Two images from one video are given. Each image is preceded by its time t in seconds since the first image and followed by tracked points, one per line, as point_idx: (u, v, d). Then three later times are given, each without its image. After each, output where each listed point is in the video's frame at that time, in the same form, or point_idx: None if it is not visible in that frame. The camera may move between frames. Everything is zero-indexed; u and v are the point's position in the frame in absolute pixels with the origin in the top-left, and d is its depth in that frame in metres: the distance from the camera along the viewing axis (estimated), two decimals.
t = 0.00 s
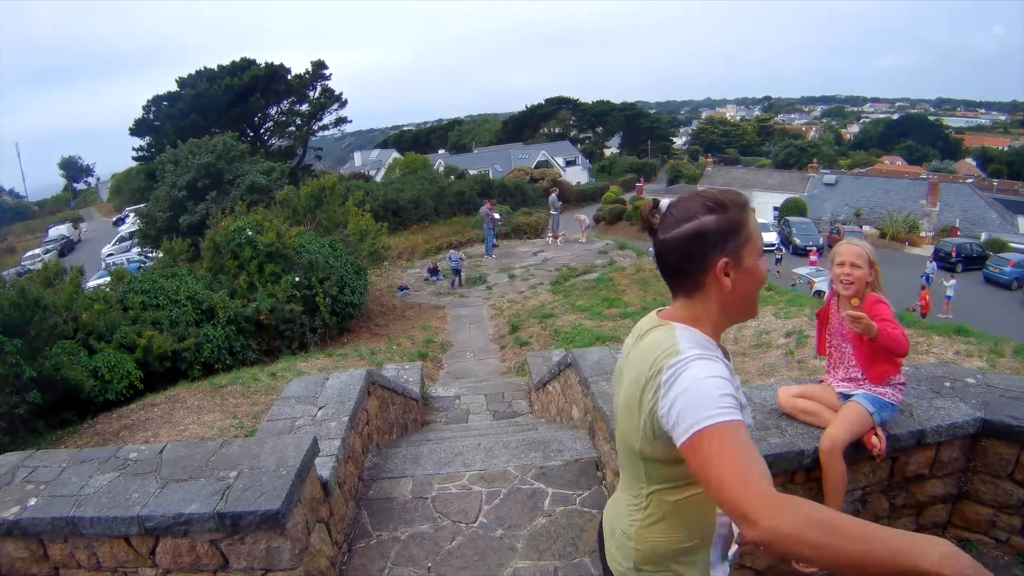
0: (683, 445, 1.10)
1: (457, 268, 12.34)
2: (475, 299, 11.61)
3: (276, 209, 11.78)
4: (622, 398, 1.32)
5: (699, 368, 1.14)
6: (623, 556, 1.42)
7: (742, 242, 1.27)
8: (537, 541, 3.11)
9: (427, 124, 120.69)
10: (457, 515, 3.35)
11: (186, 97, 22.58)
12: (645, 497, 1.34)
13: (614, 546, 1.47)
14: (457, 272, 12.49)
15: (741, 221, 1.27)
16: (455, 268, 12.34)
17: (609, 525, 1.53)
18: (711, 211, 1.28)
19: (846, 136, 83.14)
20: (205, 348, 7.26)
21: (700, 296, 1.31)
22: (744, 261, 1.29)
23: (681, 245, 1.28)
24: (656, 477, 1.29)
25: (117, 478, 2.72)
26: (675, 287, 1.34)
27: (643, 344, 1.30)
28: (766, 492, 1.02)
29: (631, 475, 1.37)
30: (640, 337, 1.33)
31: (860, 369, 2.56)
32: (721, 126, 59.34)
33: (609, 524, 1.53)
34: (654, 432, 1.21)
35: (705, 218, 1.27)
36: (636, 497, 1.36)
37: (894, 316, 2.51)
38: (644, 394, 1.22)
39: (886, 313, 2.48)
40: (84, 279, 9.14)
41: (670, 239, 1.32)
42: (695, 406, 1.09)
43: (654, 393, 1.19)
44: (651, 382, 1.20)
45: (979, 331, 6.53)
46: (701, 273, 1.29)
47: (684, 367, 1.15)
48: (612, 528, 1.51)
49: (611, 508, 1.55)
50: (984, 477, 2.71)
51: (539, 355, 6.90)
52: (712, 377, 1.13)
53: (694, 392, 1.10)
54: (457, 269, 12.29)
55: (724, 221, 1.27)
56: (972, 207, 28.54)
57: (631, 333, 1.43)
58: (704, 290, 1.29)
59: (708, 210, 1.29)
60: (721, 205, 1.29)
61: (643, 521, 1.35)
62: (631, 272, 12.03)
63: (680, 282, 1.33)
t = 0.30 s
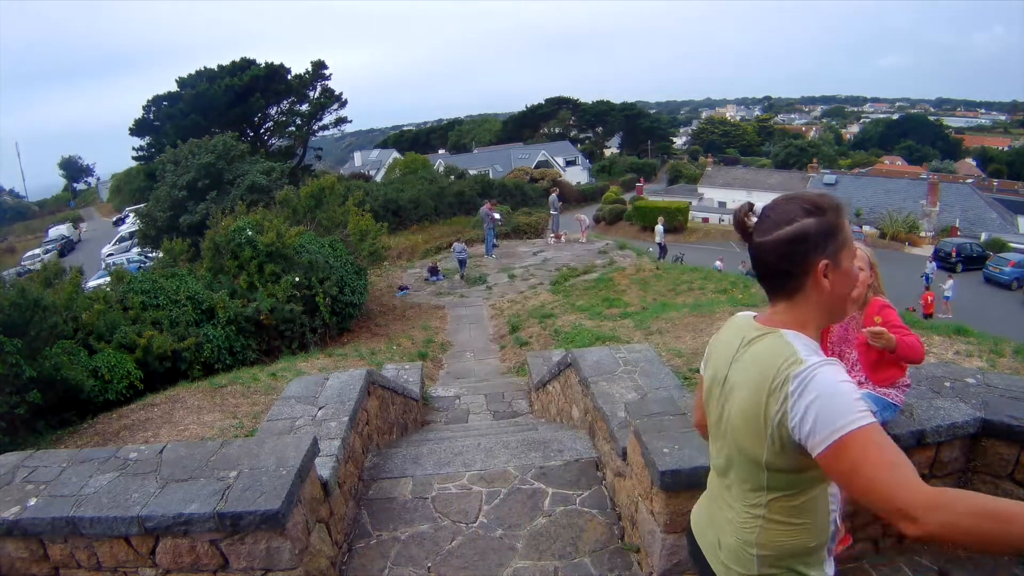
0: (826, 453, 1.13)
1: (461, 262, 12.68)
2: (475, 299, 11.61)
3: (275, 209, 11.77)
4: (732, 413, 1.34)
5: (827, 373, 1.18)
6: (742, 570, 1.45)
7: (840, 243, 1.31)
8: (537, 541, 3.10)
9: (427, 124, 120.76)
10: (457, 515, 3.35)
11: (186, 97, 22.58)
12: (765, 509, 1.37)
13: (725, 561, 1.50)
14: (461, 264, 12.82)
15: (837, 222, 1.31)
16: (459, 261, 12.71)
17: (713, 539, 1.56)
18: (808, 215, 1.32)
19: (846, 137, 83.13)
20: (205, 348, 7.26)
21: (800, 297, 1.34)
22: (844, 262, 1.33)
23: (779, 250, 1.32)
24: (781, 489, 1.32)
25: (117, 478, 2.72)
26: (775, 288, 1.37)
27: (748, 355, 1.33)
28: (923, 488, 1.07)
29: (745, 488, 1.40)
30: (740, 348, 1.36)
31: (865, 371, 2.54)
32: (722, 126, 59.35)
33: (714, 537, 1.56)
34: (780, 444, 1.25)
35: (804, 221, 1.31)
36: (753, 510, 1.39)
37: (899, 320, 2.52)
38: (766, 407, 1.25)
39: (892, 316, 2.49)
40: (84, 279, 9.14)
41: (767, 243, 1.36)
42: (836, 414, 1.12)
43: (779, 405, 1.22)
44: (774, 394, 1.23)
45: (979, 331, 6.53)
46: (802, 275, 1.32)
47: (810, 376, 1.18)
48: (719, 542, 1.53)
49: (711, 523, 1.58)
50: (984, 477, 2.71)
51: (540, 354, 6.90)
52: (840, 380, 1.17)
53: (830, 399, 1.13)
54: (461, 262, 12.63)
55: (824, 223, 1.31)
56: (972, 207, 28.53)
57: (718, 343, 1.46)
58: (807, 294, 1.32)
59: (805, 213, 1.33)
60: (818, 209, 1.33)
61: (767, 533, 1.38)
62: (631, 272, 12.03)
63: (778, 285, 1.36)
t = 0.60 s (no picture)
0: (950, 421, 1.29)
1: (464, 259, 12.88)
2: (475, 299, 11.61)
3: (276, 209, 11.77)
4: (832, 401, 1.48)
5: (933, 346, 1.32)
6: (839, 549, 1.60)
7: (921, 233, 1.46)
8: (537, 541, 3.11)
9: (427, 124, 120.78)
10: (457, 515, 3.35)
11: (186, 97, 22.58)
12: (864, 487, 1.52)
13: (818, 544, 1.64)
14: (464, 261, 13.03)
15: (917, 212, 1.46)
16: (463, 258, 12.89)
17: (801, 524, 1.70)
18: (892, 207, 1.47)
19: (847, 137, 83.08)
20: (205, 349, 7.26)
21: (885, 281, 1.49)
22: (922, 250, 1.48)
23: (864, 242, 1.48)
24: (881, 467, 1.48)
25: (117, 478, 2.72)
26: (859, 273, 1.52)
27: (840, 345, 1.46)
28: None
29: (841, 473, 1.54)
30: (830, 339, 1.49)
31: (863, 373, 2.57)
32: (722, 126, 59.32)
33: (801, 520, 1.70)
34: (889, 423, 1.39)
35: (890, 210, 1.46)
36: (850, 491, 1.54)
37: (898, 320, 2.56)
38: (874, 390, 1.39)
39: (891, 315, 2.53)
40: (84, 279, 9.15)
41: (850, 231, 1.51)
42: (953, 387, 1.28)
43: (891, 384, 1.36)
44: (881, 378, 1.37)
45: (979, 331, 6.54)
46: (886, 262, 1.48)
47: (918, 357, 1.32)
48: (810, 525, 1.67)
49: (796, 508, 1.72)
50: (984, 477, 2.72)
51: (540, 354, 6.90)
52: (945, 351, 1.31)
53: (944, 376, 1.28)
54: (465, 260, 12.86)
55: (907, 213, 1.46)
56: (972, 207, 28.50)
57: (798, 334, 1.58)
58: (889, 277, 1.47)
59: (890, 204, 1.47)
60: (900, 199, 1.48)
61: (866, 510, 1.53)
62: (631, 272, 12.02)
63: (860, 272, 1.51)
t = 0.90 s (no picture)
0: None
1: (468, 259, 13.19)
2: (475, 299, 11.61)
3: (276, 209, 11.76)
4: (908, 389, 1.53)
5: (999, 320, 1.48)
6: (913, 527, 1.67)
7: (971, 229, 1.55)
8: (538, 541, 3.10)
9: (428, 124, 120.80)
10: (457, 515, 3.35)
11: (186, 97, 22.57)
12: (936, 465, 1.60)
13: (890, 524, 1.70)
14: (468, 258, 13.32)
15: (967, 210, 1.55)
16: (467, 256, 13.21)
17: (869, 505, 1.76)
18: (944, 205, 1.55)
19: (847, 137, 83.08)
20: (205, 349, 7.26)
21: (942, 275, 1.57)
22: (972, 243, 1.57)
23: (919, 239, 1.56)
24: (954, 444, 1.57)
25: (117, 478, 2.72)
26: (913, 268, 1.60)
27: (912, 335, 1.53)
28: None
29: (915, 456, 1.61)
30: (897, 329, 1.55)
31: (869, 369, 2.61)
32: (721, 126, 59.33)
33: (867, 504, 1.76)
34: (964, 398, 1.50)
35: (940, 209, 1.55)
36: (922, 472, 1.62)
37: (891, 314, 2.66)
38: (951, 372, 1.48)
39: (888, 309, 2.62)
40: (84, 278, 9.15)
41: (905, 230, 1.59)
42: None
43: (970, 361, 1.47)
44: (958, 359, 1.47)
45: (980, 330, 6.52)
46: (940, 257, 1.56)
47: (990, 335, 1.45)
48: (878, 508, 1.73)
49: (860, 493, 1.78)
50: (983, 477, 2.72)
51: (540, 354, 6.90)
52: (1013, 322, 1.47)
53: (1015, 346, 1.44)
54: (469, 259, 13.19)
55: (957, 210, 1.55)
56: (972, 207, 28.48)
57: (861, 326, 1.63)
58: (943, 272, 1.56)
59: (942, 203, 1.56)
60: (951, 198, 1.57)
61: (936, 486, 1.63)
62: (631, 272, 12.02)
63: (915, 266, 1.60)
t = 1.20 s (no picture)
0: None
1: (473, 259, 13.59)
2: (475, 299, 11.61)
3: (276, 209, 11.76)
4: (958, 366, 1.55)
5: None
6: (953, 502, 1.70)
7: (1007, 216, 1.60)
8: (537, 541, 3.11)
9: (428, 124, 120.85)
10: (457, 515, 3.35)
11: (186, 97, 22.56)
12: (978, 440, 1.64)
13: (931, 501, 1.71)
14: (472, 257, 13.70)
15: (1002, 200, 1.61)
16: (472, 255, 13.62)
17: (905, 486, 1.76)
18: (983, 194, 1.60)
19: (847, 138, 83.08)
20: (205, 349, 7.26)
21: (981, 259, 1.61)
22: (1008, 230, 1.62)
23: (961, 226, 1.60)
24: (995, 420, 1.61)
25: (117, 478, 2.72)
26: (953, 253, 1.64)
27: (962, 315, 1.55)
28: None
29: (961, 434, 1.63)
30: (947, 309, 1.57)
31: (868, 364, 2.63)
32: (722, 126, 59.33)
33: (904, 483, 1.76)
34: (1011, 374, 1.55)
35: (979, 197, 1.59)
36: (965, 448, 1.65)
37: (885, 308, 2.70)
38: (1000, 351, 1.53)
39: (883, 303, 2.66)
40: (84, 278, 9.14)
41: (946, 220, 1.63)
42: None
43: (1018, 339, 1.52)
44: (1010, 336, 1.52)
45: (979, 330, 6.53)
46: (980, 243, 1.61)
47: None
48: (918, 487, 1.73)
49: (897, 473, 1.78)
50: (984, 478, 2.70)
51: (540, 354, 6.91)
52: None
53: None
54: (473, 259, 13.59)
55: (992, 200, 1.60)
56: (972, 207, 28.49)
57: (906, 308, 1.65)
58: (983, 258, 1.60)
59: (979, 192, 1.61)
60: (988, 188, 1.61)
61: (975, 463, 1.67)
62: (631, 272, 12.02)
63: (956, 252, 1.63)
